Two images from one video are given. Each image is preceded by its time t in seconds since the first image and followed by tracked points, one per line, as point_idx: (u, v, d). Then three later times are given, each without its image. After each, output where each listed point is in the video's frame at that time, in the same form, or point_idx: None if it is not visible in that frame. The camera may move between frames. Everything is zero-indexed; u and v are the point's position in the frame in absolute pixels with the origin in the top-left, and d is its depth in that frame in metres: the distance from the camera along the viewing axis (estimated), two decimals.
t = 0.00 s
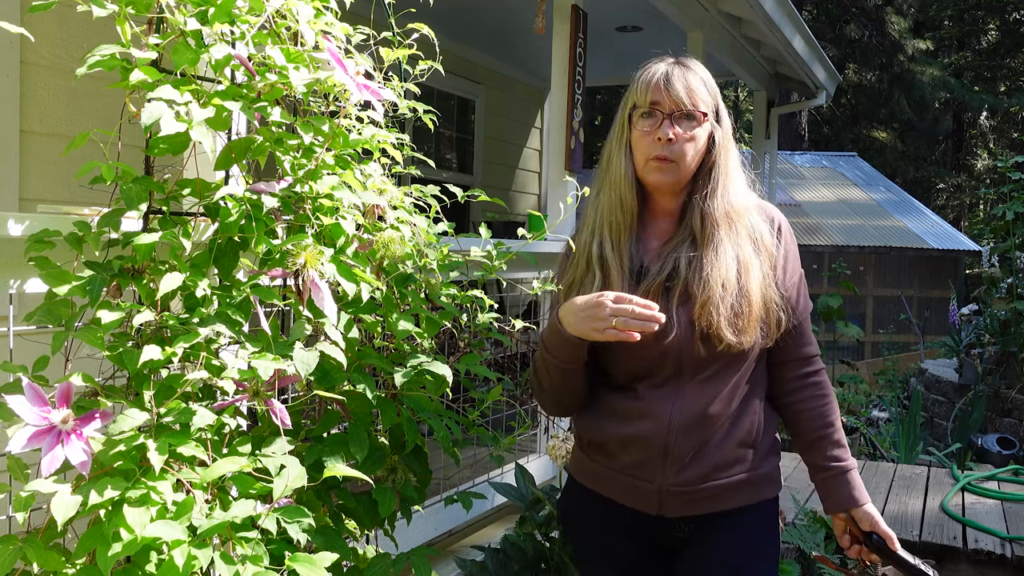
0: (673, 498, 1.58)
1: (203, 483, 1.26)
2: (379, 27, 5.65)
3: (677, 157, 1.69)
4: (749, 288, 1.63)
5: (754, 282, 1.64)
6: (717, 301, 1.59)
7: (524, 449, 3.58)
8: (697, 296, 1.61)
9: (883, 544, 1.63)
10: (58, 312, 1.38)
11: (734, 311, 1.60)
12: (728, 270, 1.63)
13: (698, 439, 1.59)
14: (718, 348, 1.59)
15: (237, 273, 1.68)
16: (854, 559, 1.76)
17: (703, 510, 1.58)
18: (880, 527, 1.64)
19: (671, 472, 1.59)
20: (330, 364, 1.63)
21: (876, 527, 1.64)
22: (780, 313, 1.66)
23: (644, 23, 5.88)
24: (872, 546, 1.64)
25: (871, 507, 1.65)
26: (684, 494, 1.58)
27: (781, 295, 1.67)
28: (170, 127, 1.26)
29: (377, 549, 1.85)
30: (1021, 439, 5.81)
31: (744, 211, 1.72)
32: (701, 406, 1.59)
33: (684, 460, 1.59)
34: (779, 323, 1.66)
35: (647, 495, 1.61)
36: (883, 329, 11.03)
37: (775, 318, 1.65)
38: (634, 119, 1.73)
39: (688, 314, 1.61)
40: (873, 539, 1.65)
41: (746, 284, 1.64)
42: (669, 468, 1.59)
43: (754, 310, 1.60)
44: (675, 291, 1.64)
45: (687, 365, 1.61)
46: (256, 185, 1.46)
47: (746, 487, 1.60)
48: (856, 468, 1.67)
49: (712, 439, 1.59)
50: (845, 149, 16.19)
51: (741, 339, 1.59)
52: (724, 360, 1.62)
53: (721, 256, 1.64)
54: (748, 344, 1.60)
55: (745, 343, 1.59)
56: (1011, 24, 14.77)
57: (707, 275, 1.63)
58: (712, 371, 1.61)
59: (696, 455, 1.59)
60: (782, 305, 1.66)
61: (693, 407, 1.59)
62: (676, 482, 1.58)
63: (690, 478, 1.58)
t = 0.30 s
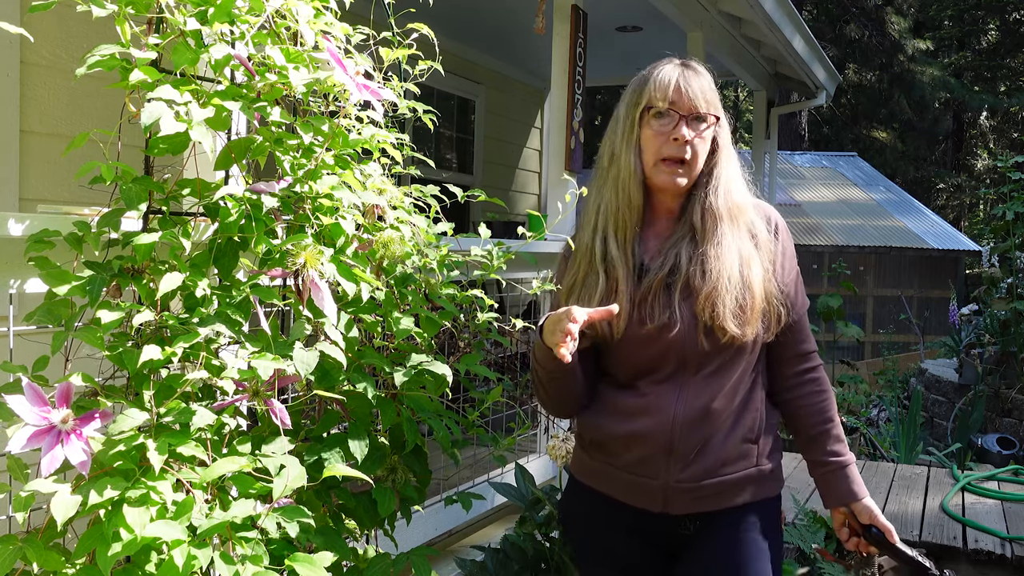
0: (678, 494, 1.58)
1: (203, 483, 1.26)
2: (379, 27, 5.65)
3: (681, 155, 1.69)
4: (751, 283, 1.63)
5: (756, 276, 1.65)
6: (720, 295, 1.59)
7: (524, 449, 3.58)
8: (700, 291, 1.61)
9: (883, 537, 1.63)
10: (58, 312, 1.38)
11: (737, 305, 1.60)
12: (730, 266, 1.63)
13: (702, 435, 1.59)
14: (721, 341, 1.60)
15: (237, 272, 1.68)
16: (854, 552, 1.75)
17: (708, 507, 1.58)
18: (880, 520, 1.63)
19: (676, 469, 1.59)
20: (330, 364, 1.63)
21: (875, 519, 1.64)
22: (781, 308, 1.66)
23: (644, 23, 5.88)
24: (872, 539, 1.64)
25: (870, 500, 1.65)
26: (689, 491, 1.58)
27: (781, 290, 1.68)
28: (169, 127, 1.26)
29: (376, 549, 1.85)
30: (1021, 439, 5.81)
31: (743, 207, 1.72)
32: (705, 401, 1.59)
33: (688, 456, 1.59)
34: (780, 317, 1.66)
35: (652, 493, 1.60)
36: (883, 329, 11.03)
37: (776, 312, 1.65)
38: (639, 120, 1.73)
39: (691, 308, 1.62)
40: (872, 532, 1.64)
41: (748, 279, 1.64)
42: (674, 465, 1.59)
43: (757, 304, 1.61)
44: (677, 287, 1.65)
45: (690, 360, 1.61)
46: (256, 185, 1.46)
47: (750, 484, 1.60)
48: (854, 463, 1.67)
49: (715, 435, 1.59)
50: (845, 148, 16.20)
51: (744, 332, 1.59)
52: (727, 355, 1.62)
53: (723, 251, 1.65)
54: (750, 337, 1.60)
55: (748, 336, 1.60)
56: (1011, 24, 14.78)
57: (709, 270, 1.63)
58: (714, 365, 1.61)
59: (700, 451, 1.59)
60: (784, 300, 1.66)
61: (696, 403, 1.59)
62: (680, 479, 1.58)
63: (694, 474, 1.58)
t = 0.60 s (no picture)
0: (677, 488, 1.58)
1: (203, 483, 1.26)
2: (379, 27, 5.65)
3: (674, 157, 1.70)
4: (747, 278, 1.63)
5: (751, 272, 1.66)
6: (716, 292, 1.60)
7: (524, 449, 3.58)
8: (697, 286, 1.62)
9: (885, 526, 1.64)
10: (58, 312, 1.38)
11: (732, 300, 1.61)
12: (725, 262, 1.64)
13: (700, 430, 1.59)
14: (718, 337, 1.60)
15: (237, 272, 1.68)
16: (855, 542, 1.76)
17: (708, 502, 1.58)
18: (882, 511, 1.65)
19: (675, 463, 1.59)
20: (330, 364, 1.63)
21: (877, 510, 1.65)
22: (776, 303, 1.67)
23: (644, 23, 5.88)
24: (874, 529, 1.65)
25: (872, 491, 1.67)
26: (689, 485, 1.58)
27: (777, 286, 1.68)
28: (170, 127, 1.26)
29: (376, 549, 1.85)
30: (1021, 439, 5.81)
31: (738, 204, 1.73)
32: (702, 396, 1.59)
33: (686, 451, 1.59)
34: (775, 312, 1.67)
35: (652, 488, 1.60)
36: (883, 329, 11.03)
37: (771, 307, 1.66)
38: (630, 125, 1.73)
39: (687, 304, 1.62)
40: (875, 522, 1.66)
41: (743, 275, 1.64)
42: (673, 459, 1.59)
43: (753, 299, 1.61)
44: (674, 283, 1.65)
45: (687, 355, 1.61)
46: (256, 184, 1.46)
47: (751, 479, 1.60)
48: (855, 455, 1.68)
49: (714, 429, 1.59)
50: (845, 149, 16.20)
51: (739, 328, 1.60)
52: (723, 350, 1.62)
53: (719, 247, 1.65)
54: (746, 332, 1.61)
55: (743, 332, 1.60)
56: (1011, 24, 14.78)
57: (706, 267, 1.64)
58: (712, 360, 1.61)
59: (698, 445, 1.59)
60: (779, 296, 1.67)
61: (694, 398, 1.59)
62: (679, 473, 1.59)
63: (693, 468, 1.58)
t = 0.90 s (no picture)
0: (669, 488, 1.59)
1: (203, 483, 1.26)
2: (380, 26, 5.65)
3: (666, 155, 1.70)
4: (741, 279, 1.62)
5: (747, 273, 1.64)
6: (710, 292, 1.59)
7: (524, 449, 3.58)
8: (690, 287, 1.61)
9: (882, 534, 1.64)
10: (58, 312, 1.38)
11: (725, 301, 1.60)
12: (719, 262, 1.63)
13: (693, 429, 1.59)
14: (711, 338, 1.59)
15: (237, 272, 1.68)
16: (853, 548, 1.76)
17: (700, 502, 1.58)
18: (880, 518, 1.64)
19: (667, 462, 1.59)
20: (330, 364, 1.63)
21: (876, 517, 1.65)
22: (773, 305, 1.65)
23: (644, 23, 5.87)
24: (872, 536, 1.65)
25: (870, 497, 1.66)
26: (681, 485, 1.58)
27: (775, 287, 1.67)
28: (170, 127, 1.26)
29: (376, 549, 1.85)
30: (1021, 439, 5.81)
31: (734, 205, 1.72)
32: (696, 395, 1.59)
33: (678, 450, 1.59)
34: (773, 314, 1.65)
35: (644, 487, 1.61)
36: (883, 328, 11.03)
37: (768, 308, 1.64)
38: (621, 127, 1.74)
39: (680, 305, 1.62)
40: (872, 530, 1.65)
41: (737, 276, 1.63)
42: (665, 458, 1.59)
43: (748, 299, 1.60)
44: (669, 283, 1.65)
45: (680, 356, 1.61)
46: (256, 185, 1.46)
47: (747, 480, 1.60)
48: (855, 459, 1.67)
49: (708, 428, 1.59)
50: (846, 148, 16.20)
51: (732, 328, 1.58)
52: (718, 350, 1.61)
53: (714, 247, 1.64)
54: (741, 332, 1.59)
55: (738, 333, 1.59)
56: (1011, 24, 14.80)
57: (699, 267, 1.63)
58: (707, 359, 1.61)
59: (690, 445, 1.59)
60: (776, 297, 1.65)
61: (687, 398, 1.59)
62: (671, 473, 1.58)
63: (685, 468, 1.58)
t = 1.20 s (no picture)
0: (647, 486, 1.62)
1: (203, 483, 1.26)
2: (380, 27, 5.65)
3: (647, 161, 1.69)
4: (720, 284, 1.59)
5: (731, 278, 1.60)
6: (685, 298, 1.58)
7: (524, 449, 3.58)
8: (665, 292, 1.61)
9: (864, 553, 1.55)
10: (59, 312, 1.38)
11: (701, 307, 1.58)
12: (696, 266, 1.61)
13: (670, 430, 1.61)
14: (687, 343, 1.59)
15: (237, 272, 1.68)
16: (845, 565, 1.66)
17: (675, 501, 1.60)
18: (864, 536, 1.55)
19: (644, 461, 1.62)
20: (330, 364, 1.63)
21: (860, 535, 1.55)
22: (760, 311, 1.59)
23: (644, 23, 5.87)
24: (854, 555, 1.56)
25: (858, 514, 1.56)
26: (659, 484, 1.61)
27: (765, 293, 1.60)
28: (169, 127, 1.26)
29: (376, 549, 1.85)
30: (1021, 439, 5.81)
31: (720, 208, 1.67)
32: (673, 398, 1.60)
33: (655, 449, 1.62)
34: (759, 320, 1.59)
35: (625, 482, 1.66)
36: (883, 328, 11.03)
37: (753, 315, 1.58)
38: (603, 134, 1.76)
39: (657, 309, 1.62)
40: (855, 548, 1.56)
41: (717, 280, 1.60)
42: (642, 457, 1.63)
43: (727, 306, 1.57)
44: (649, 288, 1.66)
45: (660, 359, 1.63)
46: (256, 185, 1.46)
47: (729, 483, 1.59)
48: (848, 473, 1.59)
49: (686, 429, 1.60)
50: (846, 148, 16.19)
51: (710, 334, 1.57)
52: (698, 355, 1.60)
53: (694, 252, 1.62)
54: (717, 339, 1.57)
55: (717, 339, 1.57)
56: (1011, 24, 14.81)
57: (676, 272, 1.62)
58: (686, 363, 1.60)
59: (668, 445, 1.61)
60: (766, 303, 1.59)
61: (665, 400, 1.61)
62: (648, 472, 1.62)
63: (662, 467, 1.60)
